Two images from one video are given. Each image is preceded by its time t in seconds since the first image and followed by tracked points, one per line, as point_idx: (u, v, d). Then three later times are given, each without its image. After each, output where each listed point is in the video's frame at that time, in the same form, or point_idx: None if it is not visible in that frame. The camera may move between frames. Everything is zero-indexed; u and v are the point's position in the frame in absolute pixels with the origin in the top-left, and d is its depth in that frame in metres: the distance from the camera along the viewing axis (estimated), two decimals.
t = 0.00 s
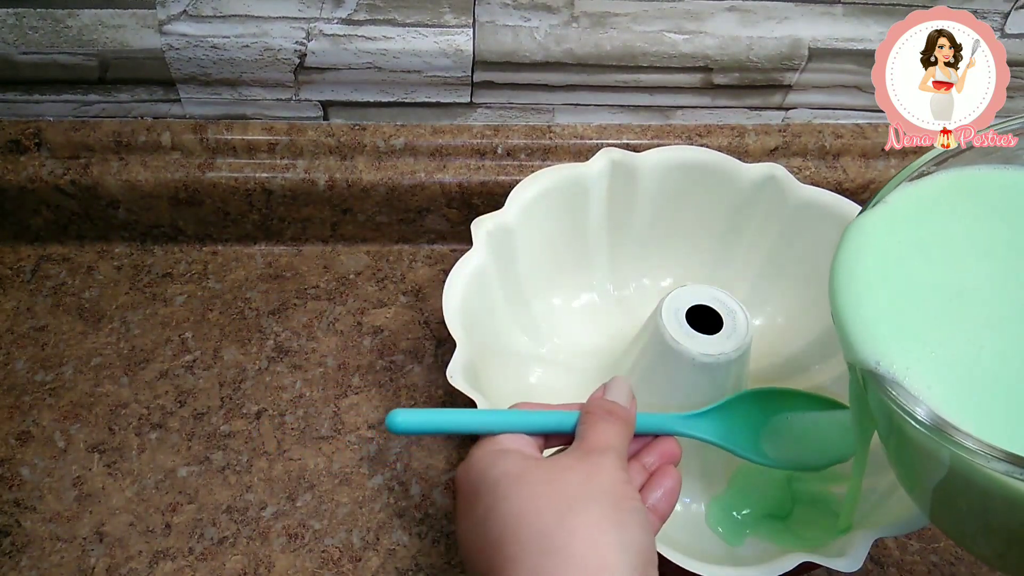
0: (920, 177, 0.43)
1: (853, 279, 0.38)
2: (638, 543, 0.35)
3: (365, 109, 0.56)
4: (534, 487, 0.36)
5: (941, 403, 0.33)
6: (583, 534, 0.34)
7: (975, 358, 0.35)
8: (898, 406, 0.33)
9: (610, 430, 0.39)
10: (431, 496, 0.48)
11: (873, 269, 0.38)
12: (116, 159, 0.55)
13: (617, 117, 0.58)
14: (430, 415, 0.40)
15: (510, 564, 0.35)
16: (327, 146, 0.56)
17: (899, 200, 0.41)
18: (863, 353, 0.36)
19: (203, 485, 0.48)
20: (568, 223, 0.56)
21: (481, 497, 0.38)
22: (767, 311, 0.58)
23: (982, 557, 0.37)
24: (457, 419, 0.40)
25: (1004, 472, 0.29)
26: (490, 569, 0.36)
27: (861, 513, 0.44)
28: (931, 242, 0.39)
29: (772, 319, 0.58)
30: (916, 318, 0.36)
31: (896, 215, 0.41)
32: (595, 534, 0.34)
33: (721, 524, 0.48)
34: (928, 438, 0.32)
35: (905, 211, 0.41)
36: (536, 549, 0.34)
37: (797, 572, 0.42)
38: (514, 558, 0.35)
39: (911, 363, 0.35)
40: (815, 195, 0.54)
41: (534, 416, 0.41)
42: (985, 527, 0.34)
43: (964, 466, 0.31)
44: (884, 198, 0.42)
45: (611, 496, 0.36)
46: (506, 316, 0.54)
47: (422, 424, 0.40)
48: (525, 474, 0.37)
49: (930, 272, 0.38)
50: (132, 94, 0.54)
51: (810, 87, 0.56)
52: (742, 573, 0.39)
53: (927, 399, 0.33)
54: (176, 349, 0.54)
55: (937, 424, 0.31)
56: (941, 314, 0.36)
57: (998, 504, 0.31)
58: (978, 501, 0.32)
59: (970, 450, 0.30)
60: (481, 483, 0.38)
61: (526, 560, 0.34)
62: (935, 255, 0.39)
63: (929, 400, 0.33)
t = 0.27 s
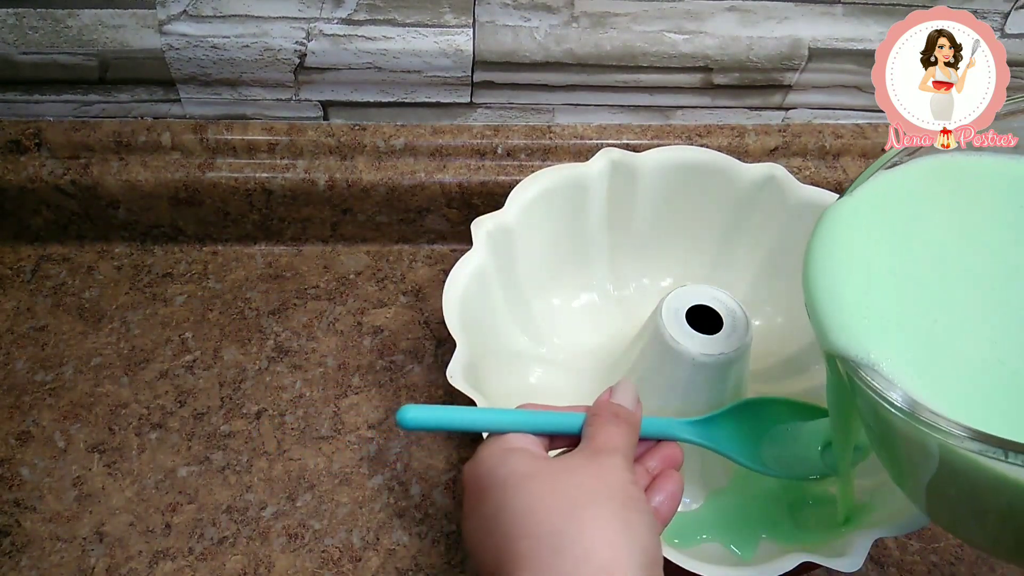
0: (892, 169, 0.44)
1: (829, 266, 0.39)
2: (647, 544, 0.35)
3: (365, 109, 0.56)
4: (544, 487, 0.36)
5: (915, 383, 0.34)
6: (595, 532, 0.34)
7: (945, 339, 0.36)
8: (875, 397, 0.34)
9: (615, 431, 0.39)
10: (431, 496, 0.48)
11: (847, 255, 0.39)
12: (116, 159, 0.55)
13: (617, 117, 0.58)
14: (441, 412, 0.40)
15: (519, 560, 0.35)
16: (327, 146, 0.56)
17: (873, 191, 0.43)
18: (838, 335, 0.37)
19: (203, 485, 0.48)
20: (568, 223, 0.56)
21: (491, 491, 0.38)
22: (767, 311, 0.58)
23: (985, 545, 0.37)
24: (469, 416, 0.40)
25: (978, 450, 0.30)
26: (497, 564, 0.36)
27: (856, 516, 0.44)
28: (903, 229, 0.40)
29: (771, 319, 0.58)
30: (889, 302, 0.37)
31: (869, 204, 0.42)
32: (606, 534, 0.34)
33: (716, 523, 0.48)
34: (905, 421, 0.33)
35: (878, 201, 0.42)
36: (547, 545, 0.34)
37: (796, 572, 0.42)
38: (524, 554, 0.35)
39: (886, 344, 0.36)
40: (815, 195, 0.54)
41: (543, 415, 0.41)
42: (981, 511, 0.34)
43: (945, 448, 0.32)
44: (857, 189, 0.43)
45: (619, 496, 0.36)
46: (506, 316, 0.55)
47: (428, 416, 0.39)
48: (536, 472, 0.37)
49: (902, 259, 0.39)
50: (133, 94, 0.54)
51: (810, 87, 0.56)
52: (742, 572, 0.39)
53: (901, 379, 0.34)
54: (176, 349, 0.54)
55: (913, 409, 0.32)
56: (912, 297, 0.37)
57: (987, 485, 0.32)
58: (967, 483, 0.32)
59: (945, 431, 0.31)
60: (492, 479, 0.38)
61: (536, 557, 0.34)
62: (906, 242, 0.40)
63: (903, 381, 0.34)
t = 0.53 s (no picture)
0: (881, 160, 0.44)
1: (821, 258, 0.39)
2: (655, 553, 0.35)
3: (365, 109, 0.56)
4: (555, 489, 0.36)
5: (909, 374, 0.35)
6: (604, 537, 0.34)
7: (936, 330, 0.36)
8: (869, 388, 0.34)
9: (623, 439, 0.39)
10: (431, 497, 0.48)
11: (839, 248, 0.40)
12: (115, 159, 0.55)
13: (617, 117, 0.58)
14: (452, 410, 0.39)
15: (525, 559, 0.35)
16: (327, 146, 0.56)
17: (862, 183, 0.43)
18: (831, 327, 0.37)
19: (203, 485, 0.48)
20: (568, 223, 0.56)
21: (501, 488, 0.38)
22: (767, 311, 0.58)
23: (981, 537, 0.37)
24: (480, 416, 0.40)
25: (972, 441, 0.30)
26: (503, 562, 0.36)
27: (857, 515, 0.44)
28: (893, 222, 0.41)
29: (771, 319, 0.58)
30: (879, 294, 0.38)
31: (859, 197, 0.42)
32: (616, 539, 0.34)
33: (717, 525, 0.48)
34: (901, 412, 0.33)
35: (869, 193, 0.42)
36: (555, 547, 0.34)
37: (796, 572, 0.42)
38: (532, 554, 0.35)
39: (880, 341, 0.36)
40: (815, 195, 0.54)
41: (551, 417, 0.41)
42: (978, 502, 0.34)
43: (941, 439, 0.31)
44: (847, 181, 0.43)
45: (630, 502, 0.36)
46: (506, 316, 0.55)
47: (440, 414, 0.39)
48: (547, 473, 0.37)
49: (892, 252, 0.40)
50: (133, 94, 0.54)
51: (810, 87, 0.56)
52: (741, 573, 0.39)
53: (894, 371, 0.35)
54: (176, 349, 0.54)
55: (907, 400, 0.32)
56: (902, 290, 0.38)
57: (984, 476, 0.31)
58: (964, 474, 0.32)
59: (941, 423, 0.31)
60: (502, 477, 0.38)
61: (544, 557, 0.34)
62: (895, 236, 0.40)
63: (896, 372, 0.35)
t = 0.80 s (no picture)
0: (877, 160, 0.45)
1: (816, 260, 0.40)
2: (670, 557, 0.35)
3: (365, 109, 0.56)
4: (571, 489, 0.36)
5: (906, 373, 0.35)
6: (624, 540, 0.34)
7: (932, 329, 0.37)
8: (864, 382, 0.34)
9: (637, 441, 0.39)
10: (431, 497, 0.48)
11: (834, 250, 0.40)
12: (115, 159, 0.55)
13: (617, 117, 0.58)
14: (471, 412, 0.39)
15: (544, 560, 0.35)
16: (327, 146, 0.56)
17: (857, 184, 0.43)
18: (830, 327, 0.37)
19: (203, 485, 0.48)
20: (568, 223, 0.57)
21: (516, 486, 0.38)
22: (767, 311, 0.58)
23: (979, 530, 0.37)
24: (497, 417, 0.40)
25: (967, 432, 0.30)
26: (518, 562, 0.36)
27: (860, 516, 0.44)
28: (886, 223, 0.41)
29: (771, 319, 0.58)
30: (876, 295, 0.38)
31: (854, 199, 0.43)
32: (635, 541, 0.34)
33: (719, 527, 0.47)
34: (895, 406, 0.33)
35: (863, 194, 0.43)
36: (574, 549, 0.34)
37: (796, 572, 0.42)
38: (551, 554, 0.35)
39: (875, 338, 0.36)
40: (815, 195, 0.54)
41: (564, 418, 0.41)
42: (979, 500, 0.33)
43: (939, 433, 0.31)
44: (842, 182, 0.44)
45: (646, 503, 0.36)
46: (506, 315, 0.55)
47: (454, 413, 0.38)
48: (565, 473, 0.37)
49: (886, 251, 0.40)
50: (133, 94, 0.54)
51: (810, 87, 0.56)
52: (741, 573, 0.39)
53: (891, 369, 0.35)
54: (176, 349, 0.54)
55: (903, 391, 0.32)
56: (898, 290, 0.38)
57: (984, 472, 0.31)
58: (962, 467, 0.32)
59: (935, 413, 0.31)
60: (516, 475, 0.38)
61: (563, 560, 0.34)
62: (891, 236, 0.41)
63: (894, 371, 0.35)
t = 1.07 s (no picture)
0: (872, 159, 0.45)
1: (812, 262, 0.40)
2: (683, 549, 0.35)
3: (365, 109, 0.56)
4: (582, 484, 0.36)
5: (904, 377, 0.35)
6: (633, 533, 0.34)
7: (929, 332, 0.37)
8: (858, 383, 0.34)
9: (646, 435, 0.39)
10: (431, 497, 0.48)
11: (830, 251, 0.40)
12: (115, 159, 0.55)
13: (617, 117, 0.58)
14: (480, 397, 0.40)
15: (554, 552, 0.35)
16: (327, 146, 0.56)
17: (852, 184, 0.43)
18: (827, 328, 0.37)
19: (203, 485, 0.48)
20: (568, 223, 0.57)
21: (525, 481, 0.38)
22: (767, 311, 0.58)
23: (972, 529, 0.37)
24: (506, 404, 0.40)
25: (962, 432, 0.30)
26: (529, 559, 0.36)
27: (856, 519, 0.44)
28: (882, 225, 0.41)
29: (771, 319, 0.58)
30: (872, 297, 0.38)
31: (850, 199, 0.42)
32: (647, 533, 0.34)
33: (716, 529, 0.47)
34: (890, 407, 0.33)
35: (859, 195, 0.43)
36: (581, 544, 0.34)
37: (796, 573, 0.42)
38: (561, 547, 0.35)
39: (870, 336, 0.36)
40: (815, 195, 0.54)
41: (573, 410, 0.41)
42: (979, 501, 0.33)
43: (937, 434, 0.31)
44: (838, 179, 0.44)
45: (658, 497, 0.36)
46: (506, 315, 0.55)
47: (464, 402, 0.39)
48: (576, 467, 0.37)
49: (882, 249, 0.40)
50: (132, 94, 0.54)
51: (810, 87, 0.56)
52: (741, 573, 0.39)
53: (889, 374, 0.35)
54: (176, 349, 0.54)
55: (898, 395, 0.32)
56: (894, 292, 0.38)
57: (983, 472, 0.31)
58: (958, 469, 0.32)
59: (930, 416, 0.31)
60: (526, 469, 0.38)
61: (570, 555, 0.34)
62: (886, 237, 0.41)
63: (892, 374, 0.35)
